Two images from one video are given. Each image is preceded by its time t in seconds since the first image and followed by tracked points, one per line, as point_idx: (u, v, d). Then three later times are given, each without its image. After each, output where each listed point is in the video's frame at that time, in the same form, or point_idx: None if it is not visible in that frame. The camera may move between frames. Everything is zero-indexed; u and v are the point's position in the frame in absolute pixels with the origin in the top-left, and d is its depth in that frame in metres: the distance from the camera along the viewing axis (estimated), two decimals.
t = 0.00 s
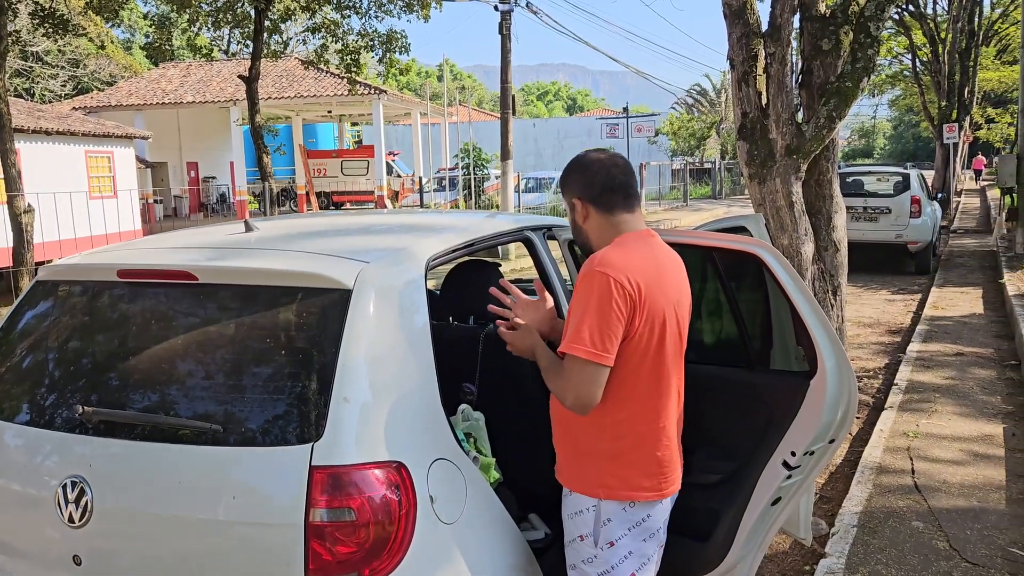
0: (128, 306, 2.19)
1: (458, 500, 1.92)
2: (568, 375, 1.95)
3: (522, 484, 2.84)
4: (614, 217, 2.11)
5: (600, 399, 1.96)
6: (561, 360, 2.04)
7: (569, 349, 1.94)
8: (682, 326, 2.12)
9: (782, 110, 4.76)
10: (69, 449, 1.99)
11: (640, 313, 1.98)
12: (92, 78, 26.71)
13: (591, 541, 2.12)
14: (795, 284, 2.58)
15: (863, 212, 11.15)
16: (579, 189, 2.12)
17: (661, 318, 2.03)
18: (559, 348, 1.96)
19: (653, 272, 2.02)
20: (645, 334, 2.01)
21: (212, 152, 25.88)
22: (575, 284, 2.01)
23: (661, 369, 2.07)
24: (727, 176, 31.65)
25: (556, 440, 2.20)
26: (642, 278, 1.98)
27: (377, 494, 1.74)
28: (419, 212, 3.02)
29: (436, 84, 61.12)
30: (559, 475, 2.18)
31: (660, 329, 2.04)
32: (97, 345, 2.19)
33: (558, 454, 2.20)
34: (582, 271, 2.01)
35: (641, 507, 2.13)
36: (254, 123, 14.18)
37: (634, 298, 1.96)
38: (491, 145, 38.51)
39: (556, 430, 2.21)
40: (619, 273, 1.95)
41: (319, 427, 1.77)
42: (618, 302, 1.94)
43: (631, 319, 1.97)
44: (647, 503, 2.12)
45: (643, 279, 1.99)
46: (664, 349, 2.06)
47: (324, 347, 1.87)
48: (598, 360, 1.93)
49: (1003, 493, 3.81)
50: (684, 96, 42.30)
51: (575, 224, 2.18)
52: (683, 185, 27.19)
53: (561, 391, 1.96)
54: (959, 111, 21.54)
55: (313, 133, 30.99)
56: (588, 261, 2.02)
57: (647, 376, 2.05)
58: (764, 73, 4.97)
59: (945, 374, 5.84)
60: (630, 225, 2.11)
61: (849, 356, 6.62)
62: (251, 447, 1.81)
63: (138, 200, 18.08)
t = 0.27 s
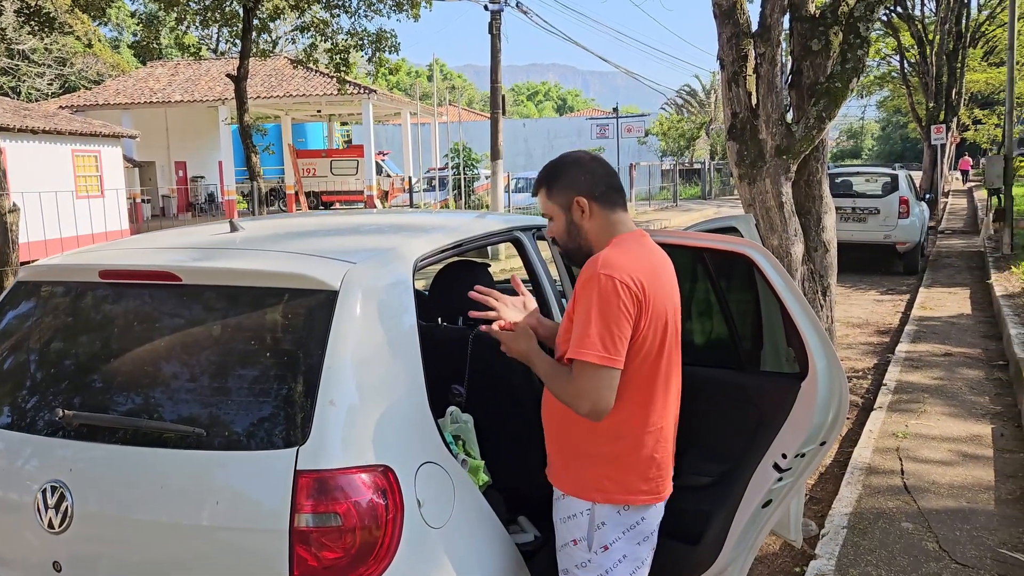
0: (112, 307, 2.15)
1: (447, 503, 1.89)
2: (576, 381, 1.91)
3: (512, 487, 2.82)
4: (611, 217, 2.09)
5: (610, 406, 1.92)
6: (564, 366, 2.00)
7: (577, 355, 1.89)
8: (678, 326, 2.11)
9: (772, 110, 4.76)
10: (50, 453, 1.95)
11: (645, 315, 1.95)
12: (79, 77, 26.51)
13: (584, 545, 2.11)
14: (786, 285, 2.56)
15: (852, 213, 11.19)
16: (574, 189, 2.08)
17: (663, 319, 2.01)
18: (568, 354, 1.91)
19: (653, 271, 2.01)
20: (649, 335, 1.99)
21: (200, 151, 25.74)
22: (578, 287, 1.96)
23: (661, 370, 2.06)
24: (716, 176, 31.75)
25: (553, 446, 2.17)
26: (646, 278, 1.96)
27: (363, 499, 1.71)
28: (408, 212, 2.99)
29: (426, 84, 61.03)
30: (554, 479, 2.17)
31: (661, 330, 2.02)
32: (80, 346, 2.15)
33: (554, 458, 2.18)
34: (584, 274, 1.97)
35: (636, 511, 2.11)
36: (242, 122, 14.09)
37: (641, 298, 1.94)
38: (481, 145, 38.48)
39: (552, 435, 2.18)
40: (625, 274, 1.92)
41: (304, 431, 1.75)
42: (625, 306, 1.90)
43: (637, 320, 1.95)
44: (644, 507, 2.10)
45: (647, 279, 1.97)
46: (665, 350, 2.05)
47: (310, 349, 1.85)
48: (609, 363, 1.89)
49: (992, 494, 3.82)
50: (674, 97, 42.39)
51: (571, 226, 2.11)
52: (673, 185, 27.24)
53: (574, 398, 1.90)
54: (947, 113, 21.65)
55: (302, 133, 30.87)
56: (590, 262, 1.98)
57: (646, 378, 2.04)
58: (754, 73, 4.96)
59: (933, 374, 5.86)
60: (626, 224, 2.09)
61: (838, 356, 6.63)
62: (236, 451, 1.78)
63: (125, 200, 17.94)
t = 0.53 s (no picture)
0: (99, 309, 2.12)
1: (437, 507, 1.88)
2: (610, 386, 1.84)
3: (504, 489, 2.80)
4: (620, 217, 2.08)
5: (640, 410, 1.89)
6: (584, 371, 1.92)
7: (609, 357, 1.83)
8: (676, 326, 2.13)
9: (764, 109, 4.76)
10: (35, 457, 1.92)
11: (665, 315, 1.94)
12: (68, 75, 26.33)
13: (587, 548, 2.07)
14: (779, 286, 2.56)
15: (843, 212, 11.22)
16: (592, 186, 2.01)
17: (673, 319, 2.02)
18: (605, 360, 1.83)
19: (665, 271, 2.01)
20: (664, 336, 1.98)
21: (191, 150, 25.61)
22: (601, 287, 1.90)
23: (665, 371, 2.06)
24: (708, 175, 31.82)
25: (555, 452, 2.11)
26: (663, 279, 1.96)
27: (352, 503, 1.69)
28: (398, 212, 2.97)
29: (418, 82, 60.92)
30: (552, 484, 2.13)
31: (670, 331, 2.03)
32: (66, 347, 2.12)
33: (554, 463, 2.13)
34: (607, 273, 1.91)
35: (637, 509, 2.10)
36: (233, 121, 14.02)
37: (662, 299, 1.93)
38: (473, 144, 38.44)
39: (553, 440, 2.12)
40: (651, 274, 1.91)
41: (292, 435, 1.72)
42: (652, 305, 1.88)
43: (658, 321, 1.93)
44: (647, 505, 2.10)
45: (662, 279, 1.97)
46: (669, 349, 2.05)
47: (298, 351, 1.82)
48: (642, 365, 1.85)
49: (983, 494, 3.83)
50: (666, 96, 42.46)
51: (587, 223, 2.01)
52: (665, 184, 27.28)
53: (609, 402, 1.83)
54: (937, 112, 21.74)
55: (294, 131, 30.77)
56: (612, 261, 1.92)
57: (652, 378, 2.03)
58: (745, 72, 4.96)
59: (924, 374, 5.87)
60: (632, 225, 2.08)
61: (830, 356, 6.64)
62: (223, 455, 1.75)
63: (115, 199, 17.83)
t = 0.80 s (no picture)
0: (93, 306, 2.11)
1: (432, 504, 1.87)
2: (655, 381, 1.81)
3: (500, 486, 2.80)
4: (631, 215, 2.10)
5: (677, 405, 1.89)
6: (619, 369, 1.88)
7: (653, 351, 1.81)
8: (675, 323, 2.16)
9: (760, 104, 4.75)
10: (28, 455, 1.92)
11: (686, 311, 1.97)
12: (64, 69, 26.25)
13: (597, 544, 2.05)
14: (774, 283, 2.55)
15: (840, 206, 11.22)
16: (617, 180, 2.02)
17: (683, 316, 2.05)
18: (658, 351, 1.80)
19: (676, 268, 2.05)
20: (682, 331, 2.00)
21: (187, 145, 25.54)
22: (633, 281, 1.89)
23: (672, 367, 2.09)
24: (705, 169, 31.82)
25: (565, 451, 2.07)
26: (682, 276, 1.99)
27: (346, 501, 1.69)
28: (393, 208, 2.96)
29: (415, 77, 60.78)
30: (557, 483, 2.09)
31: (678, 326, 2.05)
32: (60, 344, 2.11)
33: (558, 462, 2.09)
34: (640, 267, 1.90)
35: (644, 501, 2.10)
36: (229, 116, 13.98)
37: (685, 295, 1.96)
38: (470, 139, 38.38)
39: (562, 439, 2.08)
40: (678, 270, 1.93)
41: (285, 435, 1.71)
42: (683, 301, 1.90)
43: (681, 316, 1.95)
44: (653, 495, 2.12)
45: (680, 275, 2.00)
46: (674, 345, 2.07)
47: (292, 348, 1.81)
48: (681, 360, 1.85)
49: (979, 488, 3.83)
50: (663, 90, 42.41)
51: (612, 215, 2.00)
52: (662, 178, 27.27)
53: (655, 397, 1.81)
54: (934, 106, 21.74)
55: (290, 126, 30.70)
56: (643, 255, 1.93)
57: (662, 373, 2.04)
58: (742, 67, 4.94)
59: (921, 368, 5.87)
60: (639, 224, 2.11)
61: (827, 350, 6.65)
62: (217, 453, 1.74)
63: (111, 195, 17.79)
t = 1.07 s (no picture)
0: (93, 299, 2.11)
1: (432, 494, 1.89)
2: (671, 375, 1.84)
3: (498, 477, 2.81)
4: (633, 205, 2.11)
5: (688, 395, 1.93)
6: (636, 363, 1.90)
7: (669, 346, 1.84)
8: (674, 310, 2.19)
9: (758, 96, 4.75)
10: (29, 447, 1.93)
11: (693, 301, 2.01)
12: (60, 62, 26.16)
13: (603, 531, 2.07)
14: (771, 273, 2.57)
15: (838, 198, 11.23)
16: (622, 175, 2.01)
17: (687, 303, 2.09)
18: (673, 345, 1.83)
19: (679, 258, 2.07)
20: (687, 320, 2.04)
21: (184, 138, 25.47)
22: (644, 276, 1.91)
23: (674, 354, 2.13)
24: (703, 161, 31.78)
25: (573, 440, 2.07)
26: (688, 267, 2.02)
27: (347, 490, 1.70)
28: (391, 201, 2.97)
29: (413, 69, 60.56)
30: (565, 473, 2.09)
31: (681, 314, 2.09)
32: (60, 336, 2.12)
33: (565, 453, 2.10)
34: (650, 262, 1.92)
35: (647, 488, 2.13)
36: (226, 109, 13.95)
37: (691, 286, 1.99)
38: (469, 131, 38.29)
39: (570, 428, 2.08)
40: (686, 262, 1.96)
41: (285, 425, 1.72)
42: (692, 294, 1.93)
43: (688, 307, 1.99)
44: (656, 481, 2.15)
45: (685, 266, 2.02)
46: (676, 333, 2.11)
47: (292, 340, 1.82)
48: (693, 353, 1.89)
49: (975, 477, 3.86)
50: (661, 82, 42.32)
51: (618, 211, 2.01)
52: (660, 170, 27.25)
53: (673, 392, 1.84)
54: (932, 97, 21.72)
55: (288, 119, 30.63)
56: (652, 250, 1.94)
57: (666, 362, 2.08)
58: (740, 58, 4.94)
59: (918, 359, 5.89)
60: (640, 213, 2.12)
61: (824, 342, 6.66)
62: (217, 444, 1.76)
63: (109, 188, 17.75)
